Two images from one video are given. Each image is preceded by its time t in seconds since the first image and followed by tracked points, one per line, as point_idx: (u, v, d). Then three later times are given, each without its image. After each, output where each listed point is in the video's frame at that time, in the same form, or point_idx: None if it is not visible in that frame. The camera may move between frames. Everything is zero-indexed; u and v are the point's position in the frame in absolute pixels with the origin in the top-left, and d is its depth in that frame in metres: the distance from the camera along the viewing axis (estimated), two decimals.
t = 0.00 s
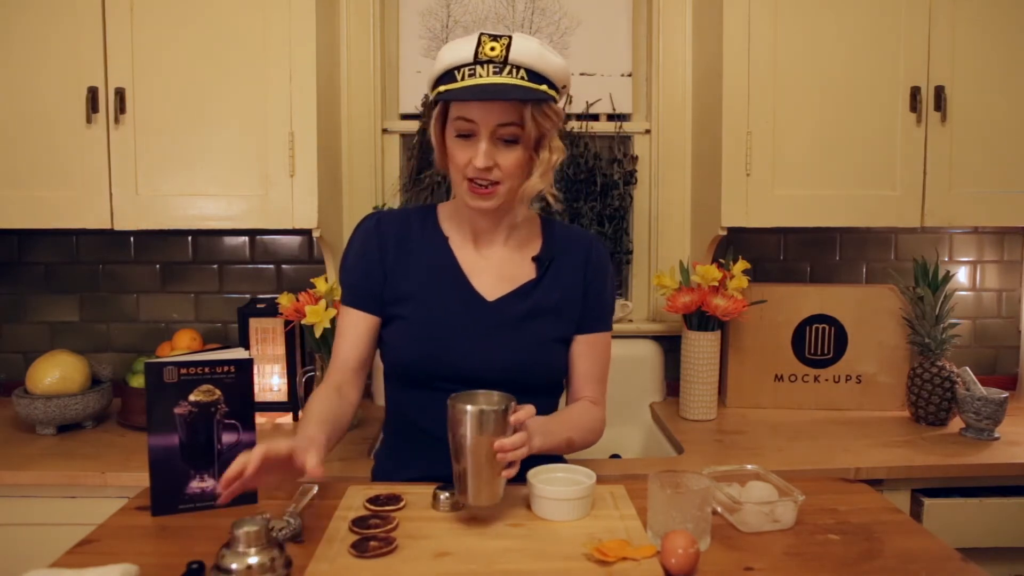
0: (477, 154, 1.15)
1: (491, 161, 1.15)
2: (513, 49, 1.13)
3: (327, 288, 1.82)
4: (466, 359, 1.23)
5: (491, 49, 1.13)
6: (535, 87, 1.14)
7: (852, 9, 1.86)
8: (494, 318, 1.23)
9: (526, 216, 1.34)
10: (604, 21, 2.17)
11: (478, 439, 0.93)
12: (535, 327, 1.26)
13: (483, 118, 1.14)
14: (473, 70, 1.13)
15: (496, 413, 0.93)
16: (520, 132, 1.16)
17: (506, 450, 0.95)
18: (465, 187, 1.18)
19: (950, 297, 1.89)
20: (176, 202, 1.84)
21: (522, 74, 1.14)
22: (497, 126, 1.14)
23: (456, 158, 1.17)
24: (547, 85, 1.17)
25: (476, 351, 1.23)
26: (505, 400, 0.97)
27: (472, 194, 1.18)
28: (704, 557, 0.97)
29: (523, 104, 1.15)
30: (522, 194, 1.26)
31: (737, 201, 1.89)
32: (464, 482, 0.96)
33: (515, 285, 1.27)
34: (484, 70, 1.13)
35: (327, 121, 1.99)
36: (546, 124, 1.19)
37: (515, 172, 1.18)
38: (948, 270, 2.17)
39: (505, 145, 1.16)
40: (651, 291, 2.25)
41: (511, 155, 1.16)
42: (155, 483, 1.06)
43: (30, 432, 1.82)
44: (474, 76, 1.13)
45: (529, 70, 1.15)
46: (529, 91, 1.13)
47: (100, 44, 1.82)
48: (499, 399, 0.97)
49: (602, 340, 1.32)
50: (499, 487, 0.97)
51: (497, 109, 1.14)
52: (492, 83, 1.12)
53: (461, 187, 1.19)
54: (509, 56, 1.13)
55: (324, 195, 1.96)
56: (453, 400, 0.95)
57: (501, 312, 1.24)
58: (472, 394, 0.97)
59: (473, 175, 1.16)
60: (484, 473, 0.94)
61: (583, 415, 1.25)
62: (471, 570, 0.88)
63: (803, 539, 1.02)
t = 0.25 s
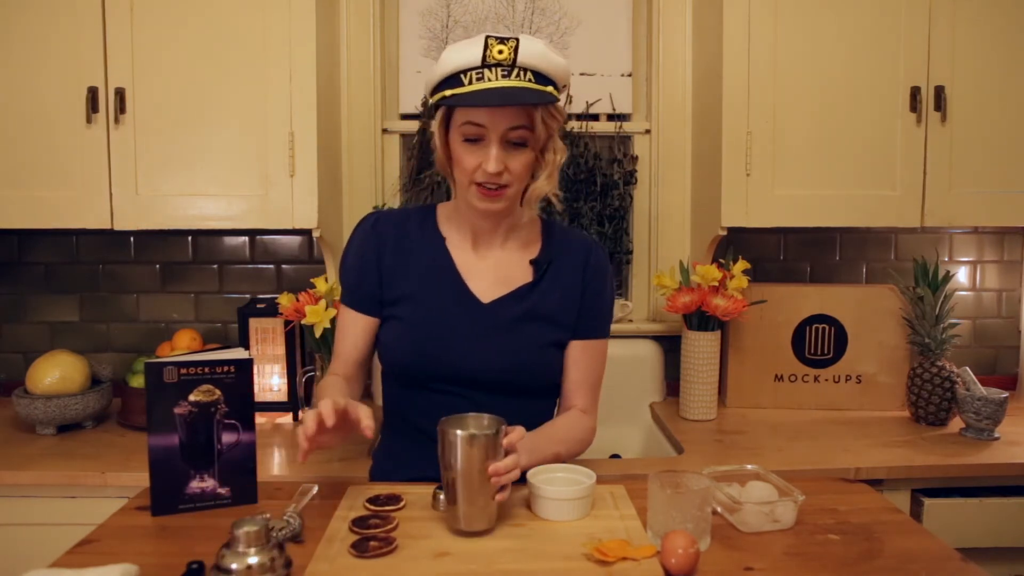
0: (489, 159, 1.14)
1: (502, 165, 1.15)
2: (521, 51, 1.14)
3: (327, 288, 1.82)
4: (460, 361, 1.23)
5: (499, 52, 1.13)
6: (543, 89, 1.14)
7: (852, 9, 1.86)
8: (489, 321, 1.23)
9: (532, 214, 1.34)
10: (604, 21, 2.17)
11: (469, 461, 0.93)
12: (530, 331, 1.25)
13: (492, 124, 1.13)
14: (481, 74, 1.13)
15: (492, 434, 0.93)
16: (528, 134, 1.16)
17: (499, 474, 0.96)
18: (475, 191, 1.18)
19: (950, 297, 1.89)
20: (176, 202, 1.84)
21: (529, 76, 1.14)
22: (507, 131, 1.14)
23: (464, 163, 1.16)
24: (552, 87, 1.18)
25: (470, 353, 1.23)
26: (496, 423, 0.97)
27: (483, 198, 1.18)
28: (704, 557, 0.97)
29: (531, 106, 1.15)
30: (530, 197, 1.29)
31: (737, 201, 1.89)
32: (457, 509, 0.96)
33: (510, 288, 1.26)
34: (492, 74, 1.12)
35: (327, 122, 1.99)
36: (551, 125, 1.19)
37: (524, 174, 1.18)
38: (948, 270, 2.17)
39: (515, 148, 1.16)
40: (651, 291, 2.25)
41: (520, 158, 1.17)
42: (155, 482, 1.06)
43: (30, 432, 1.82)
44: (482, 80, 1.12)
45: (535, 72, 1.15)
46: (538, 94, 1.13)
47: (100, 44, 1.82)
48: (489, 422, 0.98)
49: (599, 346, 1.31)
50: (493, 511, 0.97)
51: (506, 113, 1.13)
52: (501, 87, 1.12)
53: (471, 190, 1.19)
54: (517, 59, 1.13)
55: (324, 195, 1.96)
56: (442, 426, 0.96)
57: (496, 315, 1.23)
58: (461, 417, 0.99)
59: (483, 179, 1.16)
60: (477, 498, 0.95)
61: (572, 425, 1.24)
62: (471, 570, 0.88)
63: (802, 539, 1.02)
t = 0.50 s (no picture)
0: (495, 162, 1.14)
1: (508, 168, 1.14)
2: (526, 54, 1.14)
3: (327, 288, 1.82)
4: (459, 362, 1.23)
5: (505, 54, 1.13)
6: (548, 92, 1.14)
7: (852, 9, 1.86)
8: (489, 322, 1.23)
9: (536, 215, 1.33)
10: (604, 21, 2.17)
11: (469, 467, 0.93)
12: (529, 332, 1.25)
13: (498, 126, 1.13)
14: (487, 77, 1.13)
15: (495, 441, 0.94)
16: (533, 138, 1.16)
17: (499, 482, 0.96)
18: (479, 194, 1.17)
19: (950, 297, 1.89)
20: (177, 202, 1.84)
21: (534, 79, 1.15)
22: (513, 134, 1.14)
23: (470, 165, 1.16)
24: (556, 89, 1.18)
25: (469, 355, 1.23)
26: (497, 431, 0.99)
27: (487, 201, 1.17)
28: (703, 557, 0.97)
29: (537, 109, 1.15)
30: (534, 199, 1.32)
31: (737, 201, 1.89)
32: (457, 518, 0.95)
33: (509, 289, 1.26)
34: (498, 77, 1.13)
35: (327, 121, 1.99)
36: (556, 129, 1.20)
37: (528, 177, 1.18)
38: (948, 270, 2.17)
39: (520, 152, 1.16)
40: (651, 291, 2.25)
41: (525, 162, 1.16)
42: (155, 483, 1.06)
43: (30, 432, 1.82)
44: (488, 83, 1.13)
45: (540, 74, 1.16)
46: (545, 97, 1.13)
47: (100, 43, 1.82)
48: (489, 430, 0.99)
49: (597, 348, 1.31)
50: (494, 520, 0.97)
51: (513, 117, 1.13)
52: (507, 90, 1.12)
53: (475, 193, 1.18)
54: (522, 62, 1.14)
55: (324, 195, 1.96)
56: (441, 435, 0.96)
57: (496, 317, 1.23)
58: (460, 425, 0.99)
59: (488, 182, 1.15)
60: (478, 507, 0.94)
61: (571, 429, 1.23)
62: (470, 570, 0.88)
63: (802, 539, 1.02)
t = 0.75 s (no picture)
0: (491, 165, 1.14)
1: (504, 170, 1.15)
2: (522, 56, 1.13)
3: (327, 288, 1.82)
4: (460, 361, 1.24)
5: (500, 56, 1.13)
6: (545, 93, 1.14)
7: (852, 9, 1.86)
8: (489, 322, 1.23)
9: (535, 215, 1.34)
10: (604, 21, 2.17)
11: (470, 467, 0.93)
12: (528, 331, 1.25)
13: (494, 129, 1.13)
14: (483, 79, 1.13)
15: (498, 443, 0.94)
16: (529, 139, 1.16)
17: (500, 484, 0.95)
18: (476, 196, 1.17)
19: (950, 297, 1.89)
20: (177, 202, 1.84)
21: (530, 80, 1.14)
22: (509, 136, 1.14)
23: (466, 168, 1.16)
24: (553, 89, 1.18)
25: (469, 354, 1.23)
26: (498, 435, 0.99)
27: (484, 203, 1.17)
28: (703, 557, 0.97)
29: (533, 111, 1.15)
30: (531, 198, 1.32)
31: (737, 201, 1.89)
32: (457, 519, 0.96)
33: (509, 288, 1.26)
34: (493, 79, 1.12)
35: (327, 121, 1.99)
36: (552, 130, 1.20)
37: (524, 178, 1.18)
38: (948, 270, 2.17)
39: (515, 153, 1.16)
40: (651, 291, 2.25)
41: (521, 163, 1.17)
42: (155, 483, 1.06)
43: (30, 432, 1.82)
44: (484, 85, 1.12)
45: (536, 75, 1.15)
46: (542, 99, 1.13)
47: (100, 43, 1.82)
48: (491, 432, 0.99)
49: (597, 345, 1.32)
50: (495, 521, 0.97)
51: (508, 119, 1.13)
52: (503, 92, 1.12)
53: (472, 195, 1.18)
54: (518, 64, 1.13)
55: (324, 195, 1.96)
56: (444, 435, 0.96)
57: (496, 316, 1.23)
58: (461, 425, 1.00)
59: (485, 184, 1.16)
60: (477, 508, 0.94)
61: (574, 424, 1.24)
62: (470, 570, 0.88)
63: (802, 539, 1.02)
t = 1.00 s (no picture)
0: (484, 163, 1.14)
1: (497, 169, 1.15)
2: (511, 53, 1.14)
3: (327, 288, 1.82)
4: (459, 361, 1.24)
5: (489, 55, 1.13)
6: (535, 90, 1.14)
7: (852, 9, 1.86)
8: (487, 321, 1.23)
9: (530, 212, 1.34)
10: (604, 21, 2.17)
11: (469, 464, 0.93)
12: (526, 328, 1.25)
13: (486, 127, 1.13)
14: (472, 78, 1.13)
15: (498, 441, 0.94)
16: (521, 137, 1.16)
17: (500, 484, 0.96)
18: (469, 196, 1.17)
19: (950, 297, 1.89)
20: (177, 202, 1.84)
21: (520, 78, 1.15)
22: (500, 134, 1.14)
23: (459, 167, 1.16)
24: (543, 87, 1.18)
25: (468, 353, 1.23)
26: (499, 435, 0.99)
27: (478, 202, 1.17)
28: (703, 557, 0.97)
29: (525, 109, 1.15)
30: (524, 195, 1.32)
31: (737, 201, 1.89)
32: (457, 520, 0.96)
33: (506, 286, 1.26)
34: (483, 78, 1.13)
35: (327, 121, 1.99)
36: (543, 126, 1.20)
37: (517, 176, 1.18)
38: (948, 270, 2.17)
39: (508, 151, 1.16)
40: (651, 291, 2.25)
41: (514, 161, 1.16)
42: (155, 483, 1.06)
43: (30, 432, 1.82)
44: (473, 84, 1.13)
45: (526, 73, 1.15)
46: (532, 96, 1.13)
47: (100, 43, 1.82)
48: (490, 432, 0.99)
49: (597, 338, 1.31)
50: (494, 522, 0.97)
51: (500, 117, 1.13)
52: (493, 91, 1.12)
53: (465, 195, 1.18)
54: (508, 62, 1.14)
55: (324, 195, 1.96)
56: (444, 436, 0.97)
57: (493, 315, 1.23)
58: (461, 425, 1.00)
59: (478, 183, 1.16)
60: (477, 509, 0.94)
61: (577, 420, 1.24)
62: (470, 570, 0.88)
63: (802, 539, 1.02)
